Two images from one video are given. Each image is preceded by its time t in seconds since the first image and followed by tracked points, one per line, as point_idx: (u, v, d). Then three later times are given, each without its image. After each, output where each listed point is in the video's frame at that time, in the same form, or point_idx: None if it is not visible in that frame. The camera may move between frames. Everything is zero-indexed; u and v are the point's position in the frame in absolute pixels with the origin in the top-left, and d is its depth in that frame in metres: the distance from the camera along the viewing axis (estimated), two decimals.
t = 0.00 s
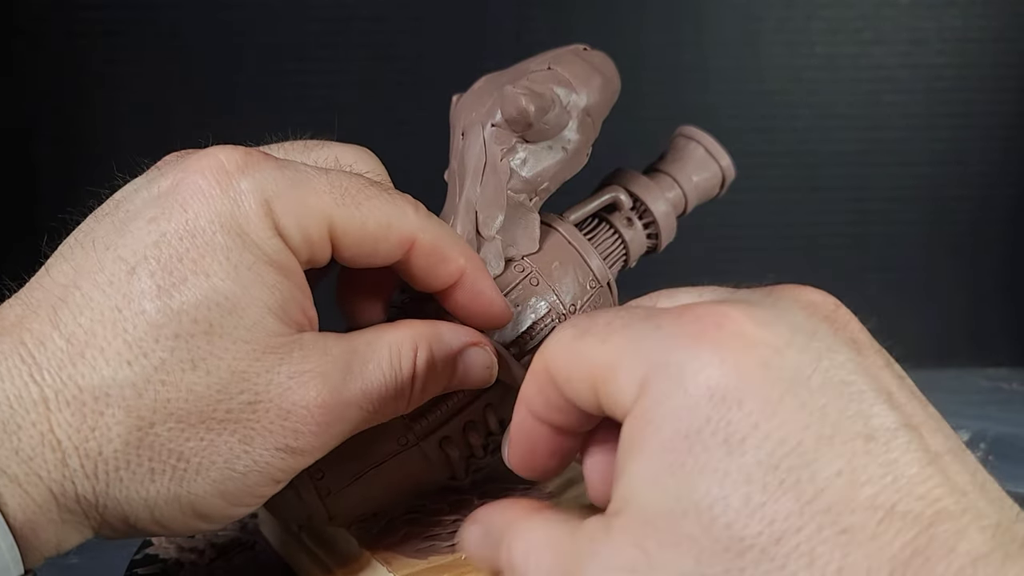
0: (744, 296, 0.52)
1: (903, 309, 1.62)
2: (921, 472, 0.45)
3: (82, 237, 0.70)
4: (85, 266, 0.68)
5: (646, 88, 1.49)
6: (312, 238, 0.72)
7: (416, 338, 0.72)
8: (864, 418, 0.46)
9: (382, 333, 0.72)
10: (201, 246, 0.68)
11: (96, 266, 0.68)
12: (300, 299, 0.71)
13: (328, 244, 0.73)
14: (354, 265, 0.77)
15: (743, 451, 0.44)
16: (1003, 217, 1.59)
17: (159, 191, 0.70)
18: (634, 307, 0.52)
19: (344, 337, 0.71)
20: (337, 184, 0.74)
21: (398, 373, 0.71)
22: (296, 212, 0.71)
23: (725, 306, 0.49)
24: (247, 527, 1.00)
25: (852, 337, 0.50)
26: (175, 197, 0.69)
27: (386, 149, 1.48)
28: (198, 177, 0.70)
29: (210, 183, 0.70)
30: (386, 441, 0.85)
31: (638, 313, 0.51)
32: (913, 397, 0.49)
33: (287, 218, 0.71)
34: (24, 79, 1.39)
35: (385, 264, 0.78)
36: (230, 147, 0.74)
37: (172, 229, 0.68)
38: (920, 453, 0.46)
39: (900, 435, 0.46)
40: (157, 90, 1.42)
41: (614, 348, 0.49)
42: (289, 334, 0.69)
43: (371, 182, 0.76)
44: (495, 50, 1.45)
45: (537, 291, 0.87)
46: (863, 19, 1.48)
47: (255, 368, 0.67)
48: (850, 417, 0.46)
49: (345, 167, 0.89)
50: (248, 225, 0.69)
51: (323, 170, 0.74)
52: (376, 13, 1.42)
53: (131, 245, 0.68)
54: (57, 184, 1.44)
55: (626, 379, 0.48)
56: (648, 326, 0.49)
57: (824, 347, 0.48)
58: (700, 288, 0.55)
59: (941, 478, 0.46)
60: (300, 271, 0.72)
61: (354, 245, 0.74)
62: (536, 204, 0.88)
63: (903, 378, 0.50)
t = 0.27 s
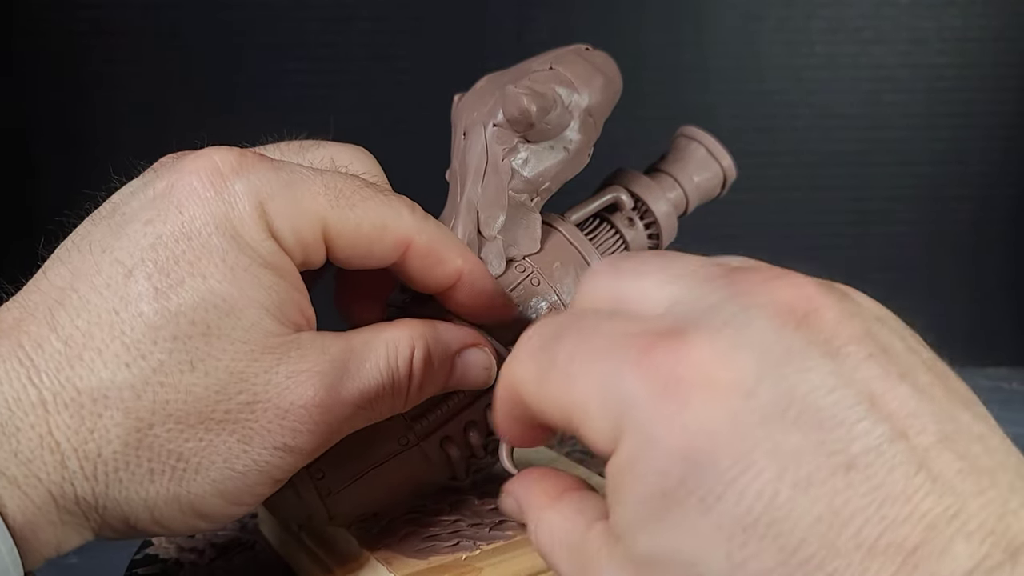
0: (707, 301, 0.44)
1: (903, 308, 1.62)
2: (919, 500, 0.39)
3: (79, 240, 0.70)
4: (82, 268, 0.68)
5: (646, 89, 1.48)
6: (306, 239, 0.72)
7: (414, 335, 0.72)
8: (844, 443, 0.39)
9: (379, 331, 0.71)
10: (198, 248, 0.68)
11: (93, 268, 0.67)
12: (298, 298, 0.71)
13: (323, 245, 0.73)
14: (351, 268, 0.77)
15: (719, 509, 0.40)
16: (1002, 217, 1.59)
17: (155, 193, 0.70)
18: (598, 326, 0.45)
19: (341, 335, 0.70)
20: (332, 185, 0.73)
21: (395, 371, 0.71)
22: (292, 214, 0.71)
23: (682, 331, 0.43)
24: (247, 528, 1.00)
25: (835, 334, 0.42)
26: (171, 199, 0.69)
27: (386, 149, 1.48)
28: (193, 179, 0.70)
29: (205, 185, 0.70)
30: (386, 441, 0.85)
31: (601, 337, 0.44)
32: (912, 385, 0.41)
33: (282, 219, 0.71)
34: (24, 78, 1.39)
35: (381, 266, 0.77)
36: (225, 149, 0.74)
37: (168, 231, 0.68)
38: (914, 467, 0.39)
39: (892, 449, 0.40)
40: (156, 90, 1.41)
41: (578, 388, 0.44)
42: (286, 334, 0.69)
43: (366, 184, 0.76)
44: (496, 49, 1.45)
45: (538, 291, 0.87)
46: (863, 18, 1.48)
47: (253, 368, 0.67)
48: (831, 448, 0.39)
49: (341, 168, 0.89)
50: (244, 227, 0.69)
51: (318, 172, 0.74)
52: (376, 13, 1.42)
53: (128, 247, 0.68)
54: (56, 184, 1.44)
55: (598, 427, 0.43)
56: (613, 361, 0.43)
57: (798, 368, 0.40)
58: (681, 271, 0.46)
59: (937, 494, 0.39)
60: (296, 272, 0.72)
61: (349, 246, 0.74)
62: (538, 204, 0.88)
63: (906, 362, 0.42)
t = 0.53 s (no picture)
0: (685, 335, 0.46)
1: (903, 308, 1.62)
2: (913, 520, 0.43)
3: (79, 240, 0.70)
4: (82, 269, 0.68)
5: (646, 88, 1.48)
6: (305, 241, 0.72)
7: (412, 333, 0.72)
8: (836, 472, 0.43)
9: (378, 329, 0.71)
10: (198, 248, 0.68)
11: (94, 269, 0.67)
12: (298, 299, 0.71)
13: (323, 247, 0.73)
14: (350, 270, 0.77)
15: (719, 551, 0.43)
16: (1002, 217, 1.59)
17: (155, 192, 0.70)
18: (580, 368, 0.47)
19: (340, 334, 0.70)
20: (331, 187, 0.73)
21: (394, 370, 0.71)
22: (291, 214, 0.71)
23: (662, 373, 0.45)
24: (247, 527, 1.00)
25: (812, 358, 0.45)
26: (171, 199, 0.69)
27: (386, 149, 1.48)
28: (193, 179, 0.70)
29: (205, 185, 0.70)
30: (387, 441, 0.85)
31: (585, 381, 0.47)
32: (893, 402, 0.45)
33: (282, 220, 0.70)
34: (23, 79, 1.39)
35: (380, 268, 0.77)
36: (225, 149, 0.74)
37: (168, 230, 0.68)
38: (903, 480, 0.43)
39: (881, 467, 0.43)
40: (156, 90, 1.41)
41: (562, 431, 0.46)
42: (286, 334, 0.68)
43: (366, 186, 0.75)
44: (496, 49, 1.45)
45: (538, 291, 0.87)
46: (863, 18, 1.48)
47: (254, 367, 0.67)
48: (824, 479, 0.43)
49: (340, 170, 0.89)
50: (243, 227, 0.69)
51: (318, 174, 0.74)
52: (376, 13, 1.42)
53: (128, 247, 0.68)
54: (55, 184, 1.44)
55: (584, 469, 0.46)
56: (601, 407, 0.45)
57: (783, 399, 0.43)
58: (654, 297, 0.48)
59: (929, 509, 0.43)
60: (296, 273, 0.72)
61: (349, 248, 0.73)
62: (538, 204, 0.88)
63: (885, 377, 0.46)
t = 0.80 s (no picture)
0: (670, 315, 0.46)
1: (904, 307, 1.62)
2: (895, 496, 0.43)
3: (80, 241, 0.70)
4: (84, 270, 0.68)
5: (647, 88, 1.48)
6: (306, 243, 0.71)
7: (412, 331, 0.72)
8: (818, 447, 0.43)
9: (379, 327, 0.71)
10: (200, 249, 0.68)
11: (96, 270, 0.67)
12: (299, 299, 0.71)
13: (324, 249, 0.73)
14: (351, 271, 0.76)
15: (703, 523, 0.43)
16: (1003, 217, 1.59)
17: (157, 193, 0.70)
18: (571, 346, 0.48)
19: (340, 333, 0.70)
20: (332, 188, 0.73)
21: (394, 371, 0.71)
22: (292, 216, 0.71)
23: (645, 351, 0.46)
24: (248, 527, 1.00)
25: (795, 336, 0.45)
26: (173, 200, 0.69)
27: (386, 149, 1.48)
28: (195, 179, 0.70)
29: (207, 186, 0.70)
30: (388, 442, 0.85)
31: (576, 357, 0.48)
32: (874, 379, 0.45)
33: (283, 221, 0.70)
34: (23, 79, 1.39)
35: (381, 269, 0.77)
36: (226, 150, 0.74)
37: (170, 231, 0.68)
38: (883, 456, 0.43)
39: (861, 442, 0.43)
40: (156, 90, 1.41)
41: (552, 405, 0.47)
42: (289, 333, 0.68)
43: (367, 188, 0.75)
44: (496, 49, 1.45)
45: (537, 291, 0.87)
46: (863, 18, 1.48)
47: (257, 367, 0.67)
48: (805, 453, 0.43)
49: (341, 172, 0.89)
50: (245, 229, 0.69)
51: (318, 176, 0.74)
52: (376, 13, 1.42)
53: (130, 248, 0.68)
54: (56, 184, 1.44)
55: (573, 444, 0.47)
56: (591, 381, 0.46)
57: (767, 375, 0.44)
58: (641, 279, 0.48)
59: (911, 485, 0.43)
60: (297, 274, 0.72)
61: (349, 250, 0.73)
62: (538, 204, 0.88)
63: (869, 353, 0.46)
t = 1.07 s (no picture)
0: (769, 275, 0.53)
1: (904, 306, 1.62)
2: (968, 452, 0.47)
3: (75, 241, 0.70)
4: (78, 270, 0.68)
5: (647, 88, 1.48)
6: (302, 238, 0.72)
7: (411, 334, 0.72)
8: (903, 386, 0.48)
9: (378, 330, 0.71)
10: (193, 250, 0.68)
11: (89, 271, 0.68)
12: (294, 297, 0.71)
13: (320, 243, 0.73)
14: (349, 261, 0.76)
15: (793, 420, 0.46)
16: (1003, 217, 1.59)
17: (149, 195, 0.70)
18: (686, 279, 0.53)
19: (339, 335, 0.70)
20: (326, 180, 0.73)
21: (392, 374, 0.71)
22: (284, 211, 0.71)
23: (763, 284, 0.51)
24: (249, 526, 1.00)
25: (885, 317, 0.52)
26: (166, 202, 0.69)
27: (386, 149, 1.48)
28: (188, 179, 0.70)
29: (199, 186, 0.70)
30: (388, 443, 0.85)
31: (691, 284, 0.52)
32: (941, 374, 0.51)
33: (275, 218, 0.71)
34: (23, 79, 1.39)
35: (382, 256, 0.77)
36: (220, 147, 0.75)
37: (163, 232, 0.68)
38: (954, 439, 0.47)
39: (938, 420, 0.47)
40: (155, 90, 1.41)
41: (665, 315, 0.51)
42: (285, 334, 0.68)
43: (364, 175, 0.75)
44: (496, 49, 1.45)
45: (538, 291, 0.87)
46: (863, 18, 1.48)
47: (251, 369, 0.67)
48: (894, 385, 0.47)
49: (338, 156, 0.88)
50: (238, 227, 0.69)
51: (312, 164, 0.74)
52: (376, 12, 1.42)
53: (123, 250, 0.68)
54: (55, 185, 1.44)
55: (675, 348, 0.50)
56: (704, 300, 0.50)
57: (864, 323, 0.50)
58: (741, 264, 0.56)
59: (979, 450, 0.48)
60: (292, 268, 0.72)
61: (345, 240, 0.73)
62: (539, 204, 0.88)
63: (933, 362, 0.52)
